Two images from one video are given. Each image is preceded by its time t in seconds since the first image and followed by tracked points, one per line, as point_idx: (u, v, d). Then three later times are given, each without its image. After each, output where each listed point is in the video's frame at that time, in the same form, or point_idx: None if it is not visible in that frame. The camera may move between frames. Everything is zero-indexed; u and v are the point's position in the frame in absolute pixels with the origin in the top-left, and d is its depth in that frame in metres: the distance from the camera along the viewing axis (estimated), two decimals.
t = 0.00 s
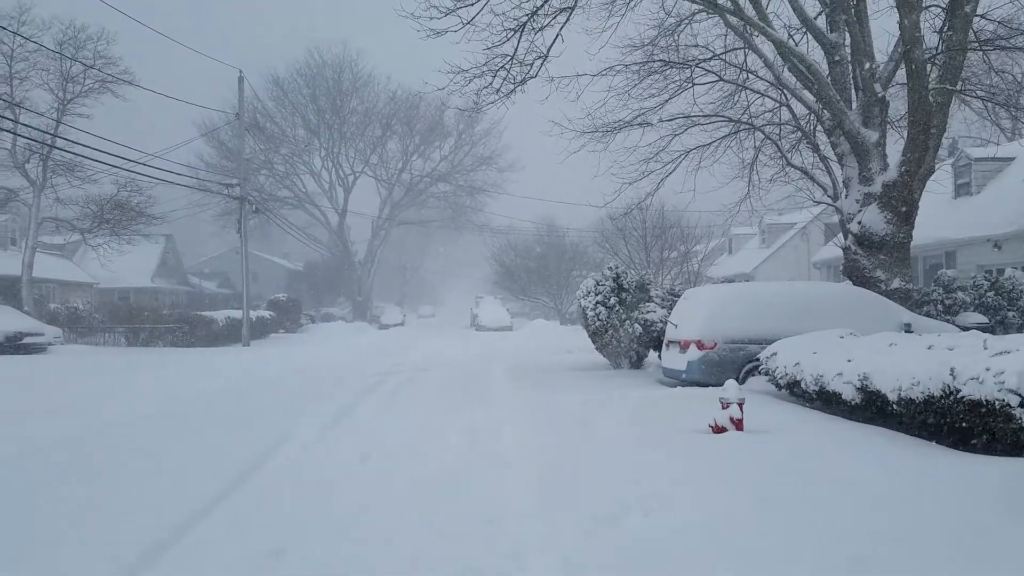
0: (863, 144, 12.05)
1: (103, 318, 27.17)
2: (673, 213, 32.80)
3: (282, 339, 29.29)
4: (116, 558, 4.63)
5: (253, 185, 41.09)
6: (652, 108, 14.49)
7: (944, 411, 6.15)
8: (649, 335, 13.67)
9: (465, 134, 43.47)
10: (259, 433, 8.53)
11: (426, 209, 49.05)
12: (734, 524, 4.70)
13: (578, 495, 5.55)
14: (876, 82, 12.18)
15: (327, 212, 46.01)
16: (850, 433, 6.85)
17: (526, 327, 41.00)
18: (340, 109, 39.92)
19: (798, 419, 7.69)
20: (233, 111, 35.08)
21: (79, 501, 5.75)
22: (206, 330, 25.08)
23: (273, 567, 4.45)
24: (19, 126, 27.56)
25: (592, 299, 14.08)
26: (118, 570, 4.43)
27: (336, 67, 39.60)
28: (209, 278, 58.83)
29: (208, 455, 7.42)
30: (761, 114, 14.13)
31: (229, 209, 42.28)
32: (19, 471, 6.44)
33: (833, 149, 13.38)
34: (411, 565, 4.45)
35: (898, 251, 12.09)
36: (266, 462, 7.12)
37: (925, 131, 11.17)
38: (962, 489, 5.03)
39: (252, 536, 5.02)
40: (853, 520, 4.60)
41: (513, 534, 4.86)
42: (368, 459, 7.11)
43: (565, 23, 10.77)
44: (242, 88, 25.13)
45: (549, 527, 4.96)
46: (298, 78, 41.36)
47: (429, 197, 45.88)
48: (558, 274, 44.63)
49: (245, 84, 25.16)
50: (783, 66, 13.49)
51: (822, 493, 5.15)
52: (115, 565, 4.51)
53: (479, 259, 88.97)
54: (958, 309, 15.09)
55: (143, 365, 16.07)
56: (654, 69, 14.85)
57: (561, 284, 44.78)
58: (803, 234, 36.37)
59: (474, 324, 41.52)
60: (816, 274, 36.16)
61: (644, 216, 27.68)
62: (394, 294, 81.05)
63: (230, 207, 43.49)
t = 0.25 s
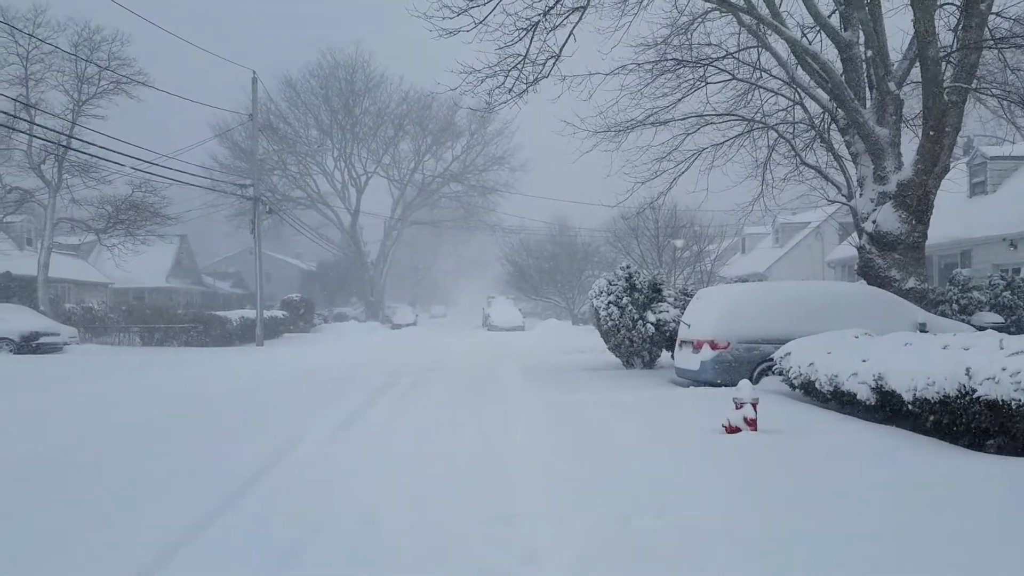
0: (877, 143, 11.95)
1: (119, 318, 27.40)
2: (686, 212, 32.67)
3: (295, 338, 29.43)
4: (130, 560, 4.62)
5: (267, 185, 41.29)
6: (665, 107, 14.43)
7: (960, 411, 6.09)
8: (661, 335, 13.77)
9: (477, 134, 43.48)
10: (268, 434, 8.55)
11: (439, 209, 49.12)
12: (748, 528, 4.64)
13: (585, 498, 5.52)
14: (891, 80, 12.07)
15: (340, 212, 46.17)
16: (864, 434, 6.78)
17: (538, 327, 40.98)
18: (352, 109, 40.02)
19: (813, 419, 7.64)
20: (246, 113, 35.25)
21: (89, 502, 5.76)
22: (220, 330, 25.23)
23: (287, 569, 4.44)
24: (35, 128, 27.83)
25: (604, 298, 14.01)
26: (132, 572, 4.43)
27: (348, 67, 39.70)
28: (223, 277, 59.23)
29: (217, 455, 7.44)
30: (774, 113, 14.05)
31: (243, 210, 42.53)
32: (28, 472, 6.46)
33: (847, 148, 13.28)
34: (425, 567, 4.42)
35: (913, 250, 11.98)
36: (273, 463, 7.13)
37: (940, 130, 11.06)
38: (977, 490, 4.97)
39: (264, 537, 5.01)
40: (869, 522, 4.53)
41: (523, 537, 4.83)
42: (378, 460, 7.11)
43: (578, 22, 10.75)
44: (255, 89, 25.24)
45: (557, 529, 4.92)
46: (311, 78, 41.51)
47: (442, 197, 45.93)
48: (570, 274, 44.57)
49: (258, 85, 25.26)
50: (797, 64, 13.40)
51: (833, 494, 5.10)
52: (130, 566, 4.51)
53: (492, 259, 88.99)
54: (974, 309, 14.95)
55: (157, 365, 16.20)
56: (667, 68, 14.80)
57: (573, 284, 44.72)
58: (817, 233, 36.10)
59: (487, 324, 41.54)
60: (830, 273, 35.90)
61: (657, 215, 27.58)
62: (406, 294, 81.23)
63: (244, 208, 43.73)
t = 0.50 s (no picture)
0: (888, 142, 11.89)
1: (129, 318, 27.54)
2: (695, 212, 32.58)
3: (304, 338, 29.52)
4: (140, 559, 4.54)
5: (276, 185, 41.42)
6: (674, 107, 14.38)
7: (970, 412, 6.05)
8: (671, 335, 13.80)
9: (485, 134, 43.49)
10: (269, 434, 8.53)
11: (447, 209, 49.17)
12: (756, 530, 4.56)
13: (589, 501, 5.45)
14: (901, 79, 11.99)
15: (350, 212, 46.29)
16: (872, 435, 6.73)
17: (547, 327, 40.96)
18: (361, 109, 40.09)
19: (823, 419, 7.61)
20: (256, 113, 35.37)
21: (91, 502, 5.67)
22: (230, 330, 25.32)
23: (299, 568, 4.39)
24: (46, 128, 27.98)
25: (613, 298, 13.97)
26: (145, 571, 4.35)
27: (357, 68, 39.76)
28: (233, 277, 59.46)
29: (216, 455, 7.39)
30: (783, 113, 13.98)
31: (252, 210, 42.68)
32: (26, 472, 6.36)
33: (857, 147, 13.21)
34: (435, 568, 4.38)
35: (924, 250, 11.90)
36: (272, 463, 7.08)
37: (950, 129, 10.99)
38: (983, 491, 4.95)
39: (272, 536, 4.97)
40: (876, 524, 4.49)
41: (530, 540, 4.76)
42: (377, 460, 7.12)
43: (587, 22, 10.72)
44: (265, 89, 25.31)
45: (563, 532, 4.85)
46: (320, 79, 41.61)
47: (450, 197, 45.97)
48: (579, 274, 44.53)
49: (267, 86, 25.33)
50: (807, 63, 13.33)
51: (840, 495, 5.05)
52: (141, 565, 4.43)
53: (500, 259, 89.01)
54: (985, 308, 14.84)
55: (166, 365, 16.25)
56: (676, 67, 14.75)
57: (582, 284, 44.67)
58: (827, 233, 35.94)
59: (495, 324, 41.53)
60: (840, 273, 35.73)
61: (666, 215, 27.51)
62: (415, 294, 81.36)
63: (254, 208, 43.88)
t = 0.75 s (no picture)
0: (898, 141, 11.82)
1: (141, 317, 27.70)
2: (704, 211, 32.54)
3: (314, 338, 29.65)
4: (152, 558, 4.50)
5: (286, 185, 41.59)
6: (684, 105, 14.33)
7: (982, 412, 6.02)
8: (680, 334, 13.74)
9: (494, 134, 43.53)
10: (272, 434, 8.51)
11: (456, 209, 49.25)
12: (767, 534, 4.49)
13: (594, 503, 5.37)
14: (912, 78, 11.92)
15: (359, 212, 46.43)
16: (882, 435, 6.70)
17: (556, 326, 40.96)
18: (371, 109, 40.19)
19: (832, 419, 7.59)
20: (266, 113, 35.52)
21: (92, 501, 5.59)
22: (241, 329, 25.45)
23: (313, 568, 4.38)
24: (58, 129, 28.17)
25: (622, 298, 13.94)
26: (159, 570, 4.32)
27: (367, 68, 39.84)
28: (243, 277, 59.71)
29: (217, 455, 7.35)
30: (794, 112, 13.89)
31: (262, 210, 42.84)
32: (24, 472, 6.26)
33: (868, 146, 13.14)
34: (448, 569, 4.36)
35: (935, 249, 11.84)
36: (271, 464, 7.04)
37: (961, 128, 10.93)
38: (991, 492, 4.94)
39: (281, 536, 4.96)
40: (885, 525, 4.46)
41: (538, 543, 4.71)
42: (378, 460, 7.12)
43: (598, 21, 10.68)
44: (275, 89, 25.41)
45: (569, 535, 4.80)
46: (330, 79, 41.73)
47: (459, 196, 46.03)
48: (587, 273, 44.55)
49: (277, 86, 25.42)
50: (818, 62, 13.26)
51: (846, 497, 5.01)
52: (154, 564, 4.40)
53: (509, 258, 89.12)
54: (996, 308, 14.75)
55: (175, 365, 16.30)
56: (685, 66, 14.70)
57: (591, 283, 44.66)
58: (838, 233, 35.83)
59: (504, 323, 41.55)
60: (850, 272, 35.61)
61: (675, 215, 27.49)
62: (424, 294, 81.59)
63: (264, 208, 44.06)
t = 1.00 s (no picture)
0: (909, 139, 11.74)
1: (151, 316, 27.86)
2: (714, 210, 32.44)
3: (324, 337, 29.76)
4: (157, 558, 4.51)
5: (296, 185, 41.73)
6: (693, 104, 14.29)
7: (993, 412, 5.98)
8: (689, 334, 13.68)
9: (503, 133, 43.52)
10: (277, 434, 8.54)
11: (465, 208, 49.28)
12: (767, 536, 4.47)
13: (594, 506, 5.35)
14: (923, 76, 11.84)
15: (368, 211, 46.52)
16: (892, 435, 6.66)
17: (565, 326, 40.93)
18: (380, 108, 40.25)
19: (843, 419, 7.55)
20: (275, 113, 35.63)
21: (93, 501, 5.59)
22: (251, 328, 25.56)
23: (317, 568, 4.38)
24: (70, 129, 28.37)
25: (631, 297, 13.95)
26: (165, 570, 4.33)
27: (376, 67, 39.91)
28: (253, 276, 59.97)
29: (218, 455, 7.35)
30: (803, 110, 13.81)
31: (272, 209, 43.00)
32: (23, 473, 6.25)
33: (878, 144, 13.07)
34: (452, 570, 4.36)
35: (947, 248, 11.76)
36: (271, 464, 7.04)
37: (973, 127, 10.85)
38: (997, 492, 4.90)
39: (285, 535, 4.97)
40: (887, 526, 4.44)
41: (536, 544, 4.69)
42: (379, 460, 7.12)
43: (607, 20, 10.63)
44: (285, 89, 25.50)
45: (569, 537, 4.78)
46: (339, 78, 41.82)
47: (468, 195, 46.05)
48: (596, 273, 44.52)
49: (287, 86, 25.51)
50: (828, 60, 13.20)
51: (847, 497, 4.98)
52: (158, 565, 4.40)
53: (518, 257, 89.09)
54: (1009, 308, 14.63)
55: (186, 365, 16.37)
56: (695, 65, 14.66)
57: (600, 283, 44.60)
58: (848, 232, 35.65)
59: (513, 323, 41.53)
60: (861, 271, 35.42)
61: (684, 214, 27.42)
62: (433, 294, 81.71)
63: (273, 208, 44.22)
